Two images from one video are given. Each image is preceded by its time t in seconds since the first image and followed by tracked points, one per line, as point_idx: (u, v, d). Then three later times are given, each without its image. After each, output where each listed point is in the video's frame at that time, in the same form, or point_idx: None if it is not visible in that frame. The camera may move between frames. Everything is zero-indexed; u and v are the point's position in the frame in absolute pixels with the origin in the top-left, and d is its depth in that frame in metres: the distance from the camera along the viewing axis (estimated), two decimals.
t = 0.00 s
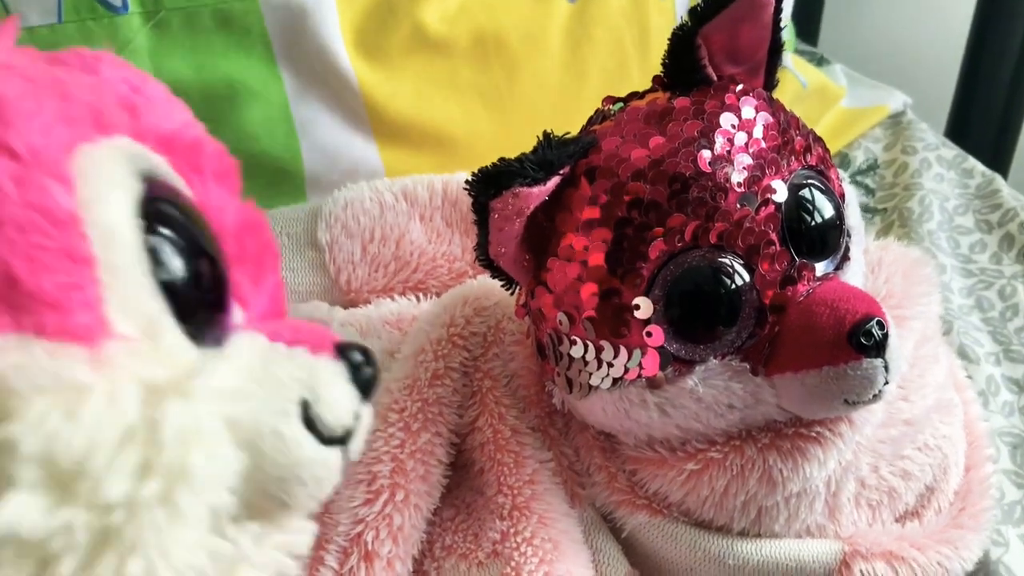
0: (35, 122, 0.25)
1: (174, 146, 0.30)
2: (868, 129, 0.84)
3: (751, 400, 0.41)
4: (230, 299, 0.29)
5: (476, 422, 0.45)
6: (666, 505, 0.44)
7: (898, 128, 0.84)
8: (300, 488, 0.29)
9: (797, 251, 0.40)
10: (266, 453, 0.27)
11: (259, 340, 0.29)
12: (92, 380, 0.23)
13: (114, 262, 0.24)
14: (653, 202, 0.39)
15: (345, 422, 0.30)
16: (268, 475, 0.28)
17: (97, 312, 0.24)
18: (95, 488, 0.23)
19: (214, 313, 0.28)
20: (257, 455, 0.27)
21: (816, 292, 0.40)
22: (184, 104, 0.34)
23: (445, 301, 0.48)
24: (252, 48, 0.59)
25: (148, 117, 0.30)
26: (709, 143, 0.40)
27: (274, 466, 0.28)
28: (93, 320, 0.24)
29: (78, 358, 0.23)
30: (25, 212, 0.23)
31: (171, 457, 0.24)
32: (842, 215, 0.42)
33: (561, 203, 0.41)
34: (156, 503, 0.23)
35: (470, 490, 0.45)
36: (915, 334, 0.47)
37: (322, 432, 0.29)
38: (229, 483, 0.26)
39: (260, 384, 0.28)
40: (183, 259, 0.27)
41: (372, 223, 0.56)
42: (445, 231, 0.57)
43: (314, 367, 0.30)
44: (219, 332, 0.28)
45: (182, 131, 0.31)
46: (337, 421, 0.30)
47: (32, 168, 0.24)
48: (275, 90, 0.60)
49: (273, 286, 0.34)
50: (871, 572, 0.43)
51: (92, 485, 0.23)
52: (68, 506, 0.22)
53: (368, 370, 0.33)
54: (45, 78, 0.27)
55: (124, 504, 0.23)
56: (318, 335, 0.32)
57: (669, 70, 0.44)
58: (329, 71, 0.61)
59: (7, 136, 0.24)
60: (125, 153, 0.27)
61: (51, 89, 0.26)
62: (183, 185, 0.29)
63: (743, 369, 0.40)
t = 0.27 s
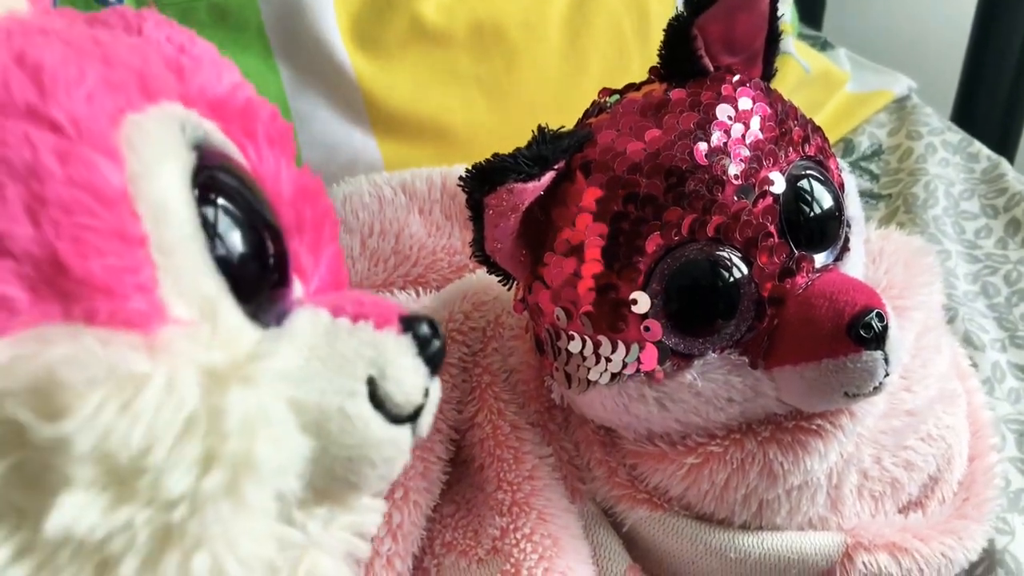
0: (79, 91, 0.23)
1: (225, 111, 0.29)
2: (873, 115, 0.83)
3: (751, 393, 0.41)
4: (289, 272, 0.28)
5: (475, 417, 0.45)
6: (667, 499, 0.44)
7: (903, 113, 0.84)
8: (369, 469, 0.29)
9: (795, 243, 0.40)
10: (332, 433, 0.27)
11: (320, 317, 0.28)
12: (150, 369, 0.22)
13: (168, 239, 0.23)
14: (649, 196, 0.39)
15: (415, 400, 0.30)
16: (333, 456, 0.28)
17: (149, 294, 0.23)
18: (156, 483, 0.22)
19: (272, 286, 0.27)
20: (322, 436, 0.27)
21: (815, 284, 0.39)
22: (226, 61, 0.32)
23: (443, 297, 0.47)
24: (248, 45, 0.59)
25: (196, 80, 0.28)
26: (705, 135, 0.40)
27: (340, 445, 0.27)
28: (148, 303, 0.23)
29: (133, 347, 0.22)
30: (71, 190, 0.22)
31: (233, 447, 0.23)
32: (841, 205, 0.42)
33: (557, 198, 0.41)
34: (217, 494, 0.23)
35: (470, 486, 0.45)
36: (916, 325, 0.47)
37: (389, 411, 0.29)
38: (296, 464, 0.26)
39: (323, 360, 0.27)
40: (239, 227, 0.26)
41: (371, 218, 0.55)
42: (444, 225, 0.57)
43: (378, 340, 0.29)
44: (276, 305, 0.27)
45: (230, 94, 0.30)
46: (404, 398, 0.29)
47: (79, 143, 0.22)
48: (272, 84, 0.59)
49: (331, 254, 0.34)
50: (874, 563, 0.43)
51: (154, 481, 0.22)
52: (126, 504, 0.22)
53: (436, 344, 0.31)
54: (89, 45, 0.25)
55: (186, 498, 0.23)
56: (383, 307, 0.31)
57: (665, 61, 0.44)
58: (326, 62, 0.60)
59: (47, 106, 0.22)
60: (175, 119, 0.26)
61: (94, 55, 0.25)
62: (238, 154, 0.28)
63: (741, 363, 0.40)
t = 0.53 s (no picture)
0: (34, 74, 0.23)
1: (189, 92, 0.30)
2: (877, 103, 0.83)
3: (750, 388, 0.40)
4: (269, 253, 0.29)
5: (474, 414, 0.45)
6: (667, 494, 0.44)
7: (907, 101, 0.83)
8: (359, 446, 0.29)
9: (794, 236, 0.39)
10: (320, 410, 0.27)
11: (301, 296, 0.29)
12: (119, 348, 0.22)
13: (132, 218, 0.24)
14: (646, 190, 0.39)
15: (404, 374, 0.30)
16: (323, 434, 0.28)
17: (116, 274, 0.23)
18: (133, 464, 0.23)
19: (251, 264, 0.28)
20: (307, 413, 0.27)
21: (815, 278, 0.39)
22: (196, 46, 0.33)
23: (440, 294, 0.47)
24: (243, 36, 0.57)
25: (160, 64, 0.29)
26: (702, 129, 0.39)
27: (329, 423, 0.28)
28: (114, 282, 0.23)
29: (101, 327, 0.22)
30: (29, 171, 0.22)
31: (209, 426, 0.24)
32: (841, 198, 0.41)
33: (554, 193, 0.41)
34: (198, 475, 0.24)
35: (470, 483, 0.45)
36: (918, 316, 0.47)
37: (377, 386, 0.29)
38: (280, 441, 0.26)
39: (304, 338, 0.28)
40: (211, 207, 0.26)
41: (370, 213, 0.55)
42: (443, 219, 0.57)
43: (362, 316, 0.29)
44: (254, 284, 0.27)
45: (198, 78, 0.31)
46: (393, 372, 0.29)
47: (35, 125, 0.23)
48: (269, 78, 0.58)
49: (310, 236, 0.34)
50: (876, 557, 0.43)
51: (131, 464, 0.23)
52: (106, 487, 0.23)
53: (423, 316, 0.31)
54: (46, 32, 0.26)
55: (167, 480, 0.23)
56: (368, 282, 0.31)
57: (662, 53, 0.43)
58: (323, 57, 0.59)
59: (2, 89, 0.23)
60: (138, 101, 0.26)
61: (51, 40, 0.25)
62: (208, 135, 0.29)
63: (741, 357, 0.40)
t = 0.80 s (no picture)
0: (14, 109, 0.23)
1: (181, 117, 0.30)
2: (880, 90, 0.81)
3: (749, 385, 0.40)
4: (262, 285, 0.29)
5: (471, 413, 0.45)
6: (666, 493, 0.44)
7: (911, 88, 0.82)
8: (355, 483, 0.30)
9: (793, 231, 0.38)
10: (313, 449, 0.28)
11: (292, 328, 0.30)
12: (100, 399, 0.22)
13: (115, 257, 0.24)
14: (641, 186, 0.38)
15: (401, 409, 0.30)
16: (317, 473, 0.28)
17: (95, 318, 0.23)
18: (115, 517, 0.22)
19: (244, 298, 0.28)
20: (302, 453, 0.28)
21: (814, 273, 0.38)
22: (188, 66, 0.34)
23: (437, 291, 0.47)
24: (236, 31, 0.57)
25: (150, 89, 0.29)
26: (698, 123, 0.38)
27: (323, 461, 0.28)
28: (94, 328, 0.23)
29: (82, 374, 0.23)
30: (6, 216, 0.22)
31: (195, 475, 0.23)
32: (841, 191, 0.40)
33: (548, 189, 0.40)
34: (184, 526, 0.23)
35: (468, 483, 0.45)
36: (920, 310, 0.47)
37: (375, 423, 0.30)
38: (274, 486, 0.27)
39: (297, 373, 0.28)
40: (204, 242, 0.26)
41: (365, 210, 0.54)
42: (440, 217, 0.55)
43: (357, 350, 0.30)
44: (245, 317, 0.28)
45: (189, 101, 0.31)
46: (389, 407, 0.30)
47: (15, 165, 0.23)
48: (263, 72, 0.57)
49: (308, 261, 0.35)
50: (878, 555, 0.43)
51: (112, 516, 0.22)
52: (89, 540, 0.22)
53: (421, 348, 0.32)
54: (30, 61, 0.26)
55: (150, 531, 0.23)
56: (365, 313, 0.32)
57: (657, 45, 0.43)
58: (316, 52, 0.59)
59: None
60: (124, 132, 0.26)
61: (34, 70, 0.25)
62: (201, 163, 0.29)
63: (739, 355, 0.39)
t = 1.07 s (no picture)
0: None
1: (159, 102, 0.30)
2: (883, 83, 0.81)
3: (750, 381, 0.40)
4: (248, 267, 0.29)
5: (472, 409, 0.45)
6: (667, 488, 0.44)
7: (913, 81, 0.81)
8: (345, 460, 0.29)
9: (794, 227, 0.38)
10: (302, 426, 0.28)
11: (279, 309, 0.29)
12: (87, 379, 0.22)
13: (96, 240, 0.24)
14: (641, 182, 0.38)
15: (386, 383, 0.29)
16: (305, 450, 0.28)
17: (80, 299, 0.23)
18: (105, 494, 0.23)
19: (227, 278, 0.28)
20: (289, 431, 0.28)
21: (815, 268, 0.38)
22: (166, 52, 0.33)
23: (438, 287, 0.47)
24: (237, 27, 0.57)
25: (127, 75, 0.29)
26: (698, 118, 0.38)
27: (311, 439, 0.28)
28: (78, 309, 0.23)
29: (67, 355, 0.22)
30: None
31: (183, 451, 0.24)
32: (842, 187, 0.40)
33: (548, 186, 0.40)
34: (175, 500, 0.24)
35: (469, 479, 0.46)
36: (921, 305, 0.47)
37: (360, 399, 0.29)
38: (262, 460, 0.27)
39: (283, 353, 0.28)
40: (183, 225, 0.26)
41: (367, 207, 0.54)
42: (442, 212, 0.55)
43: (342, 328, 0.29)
44: (231, 296, 0.28)
45: (167, 87, 0.31)
46: (375, 384, 0.29)
47: None
48: (264, 69, 0.57)
49: (291, 244, 0.35)
50: (880, 549, 0.43)
51: (101, 493, 0.23)
52: (79, 517, 0.23)
53: (406, 325, 0.31)
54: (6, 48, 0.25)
55: (141, 507, 0.23)
56: (349, 291, 0.31)
57: (657, 40, 0.43)
58: (317, 47, 0.58)
59: None
60: (102, 118, 0.26)
61: (11, 58, 0.25)
62: (181, 148, 0.29)
63: (740, 350, 0.39)
